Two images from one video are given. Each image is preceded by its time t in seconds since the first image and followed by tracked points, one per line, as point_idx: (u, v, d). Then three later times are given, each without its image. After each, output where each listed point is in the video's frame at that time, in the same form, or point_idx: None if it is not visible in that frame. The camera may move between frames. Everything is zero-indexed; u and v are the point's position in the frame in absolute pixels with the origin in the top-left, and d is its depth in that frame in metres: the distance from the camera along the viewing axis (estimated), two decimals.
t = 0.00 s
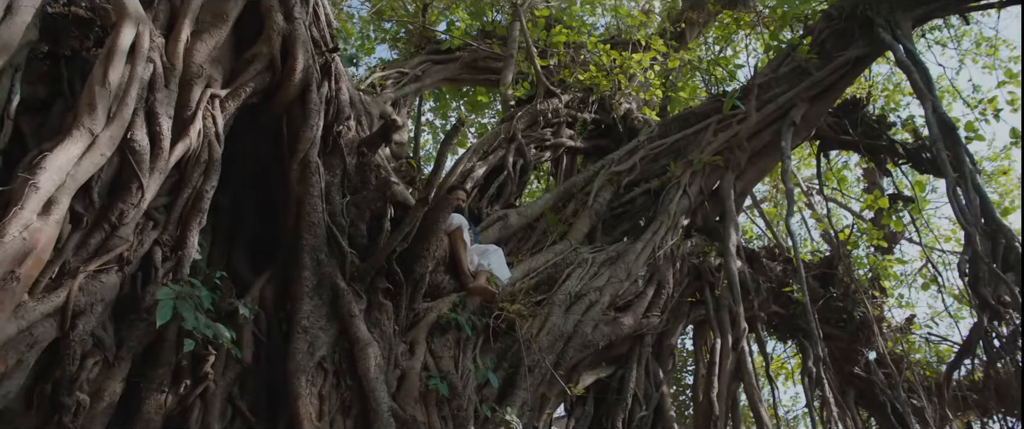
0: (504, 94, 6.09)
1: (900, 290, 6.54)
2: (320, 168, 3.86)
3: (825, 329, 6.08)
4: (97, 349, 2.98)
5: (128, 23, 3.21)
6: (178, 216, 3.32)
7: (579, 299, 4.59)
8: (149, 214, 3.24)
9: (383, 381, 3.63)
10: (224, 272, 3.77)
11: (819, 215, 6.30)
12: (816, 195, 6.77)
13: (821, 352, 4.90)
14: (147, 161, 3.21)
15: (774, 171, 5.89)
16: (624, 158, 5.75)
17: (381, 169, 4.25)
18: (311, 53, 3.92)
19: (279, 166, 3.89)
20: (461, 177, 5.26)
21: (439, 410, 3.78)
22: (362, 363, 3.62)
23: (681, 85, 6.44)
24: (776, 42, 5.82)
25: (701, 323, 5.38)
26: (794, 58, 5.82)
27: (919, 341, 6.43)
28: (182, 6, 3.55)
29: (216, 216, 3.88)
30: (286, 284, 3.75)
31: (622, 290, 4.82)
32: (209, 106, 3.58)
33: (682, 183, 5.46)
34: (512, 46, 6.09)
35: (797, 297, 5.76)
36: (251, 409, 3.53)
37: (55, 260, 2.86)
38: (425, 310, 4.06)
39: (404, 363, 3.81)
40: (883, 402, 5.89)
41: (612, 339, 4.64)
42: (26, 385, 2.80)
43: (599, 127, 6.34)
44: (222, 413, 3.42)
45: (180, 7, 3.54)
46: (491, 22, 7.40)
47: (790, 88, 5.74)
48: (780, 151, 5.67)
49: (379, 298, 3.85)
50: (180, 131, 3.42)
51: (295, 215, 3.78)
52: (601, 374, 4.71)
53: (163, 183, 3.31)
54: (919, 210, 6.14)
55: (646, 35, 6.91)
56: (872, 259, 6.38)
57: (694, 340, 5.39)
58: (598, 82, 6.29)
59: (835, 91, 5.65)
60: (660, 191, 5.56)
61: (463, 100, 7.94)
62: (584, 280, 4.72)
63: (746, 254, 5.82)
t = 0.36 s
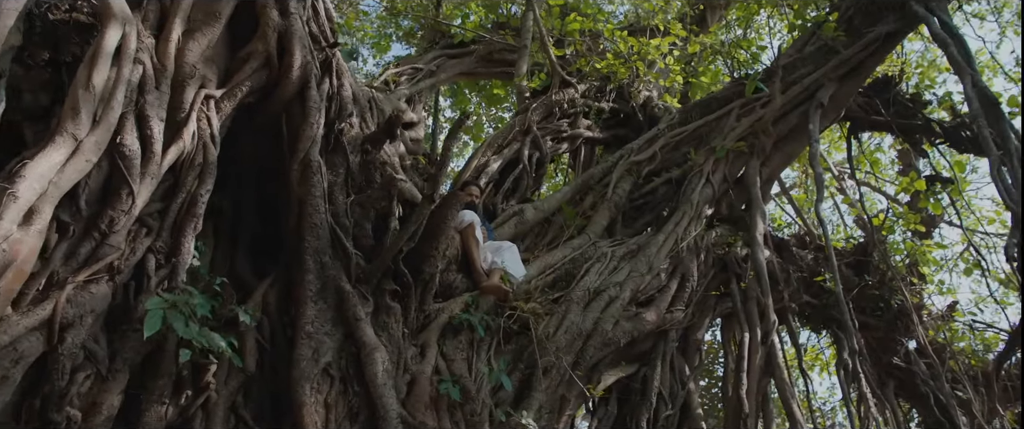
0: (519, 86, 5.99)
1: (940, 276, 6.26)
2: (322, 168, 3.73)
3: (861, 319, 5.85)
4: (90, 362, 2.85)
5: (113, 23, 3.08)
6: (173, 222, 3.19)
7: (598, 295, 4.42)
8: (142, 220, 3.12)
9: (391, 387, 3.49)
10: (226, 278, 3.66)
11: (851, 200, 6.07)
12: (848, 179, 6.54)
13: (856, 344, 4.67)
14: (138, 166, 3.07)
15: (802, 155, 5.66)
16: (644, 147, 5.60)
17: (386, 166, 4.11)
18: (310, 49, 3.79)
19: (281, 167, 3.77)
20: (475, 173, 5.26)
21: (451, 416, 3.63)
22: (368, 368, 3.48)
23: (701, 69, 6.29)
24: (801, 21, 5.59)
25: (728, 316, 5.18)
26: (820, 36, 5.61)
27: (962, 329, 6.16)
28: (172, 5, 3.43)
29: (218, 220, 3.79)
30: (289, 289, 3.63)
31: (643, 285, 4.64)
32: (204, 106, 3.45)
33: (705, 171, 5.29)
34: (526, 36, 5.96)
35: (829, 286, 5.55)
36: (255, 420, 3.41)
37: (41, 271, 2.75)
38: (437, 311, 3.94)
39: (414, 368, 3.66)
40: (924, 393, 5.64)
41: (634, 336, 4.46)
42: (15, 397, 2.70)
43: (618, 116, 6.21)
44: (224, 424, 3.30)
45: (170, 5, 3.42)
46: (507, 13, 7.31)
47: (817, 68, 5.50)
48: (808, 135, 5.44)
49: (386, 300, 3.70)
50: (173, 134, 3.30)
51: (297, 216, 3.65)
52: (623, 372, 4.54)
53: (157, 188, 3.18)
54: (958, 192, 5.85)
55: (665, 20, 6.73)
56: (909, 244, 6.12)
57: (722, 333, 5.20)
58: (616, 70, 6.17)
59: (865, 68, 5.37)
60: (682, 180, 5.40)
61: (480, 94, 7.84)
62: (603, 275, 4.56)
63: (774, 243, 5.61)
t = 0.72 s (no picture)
0: (525, 80, 5.85)
1: (969, 267, 6.02)
2: (315, 169, 3.59)
3: (886, 313, 5.64)
4: (67, 377, 2.73)
5: (89, 22, 2.95)
6: (156, 228, 3.06)
7: (608, 295, 4.25)
8: (123, 227, 2.99)
9: (389, 396, 3.34)
10: (217, 285, 3.53)
11: (873, 190, 5.85)
12: (870, 169, 6.31)
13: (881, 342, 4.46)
14: (117, 171, 2.94)
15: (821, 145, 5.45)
16: (655, 140, 5.47)
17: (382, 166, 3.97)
18: (301, 47, 3.66)
19: (272, 168, 3.64)
20: (481, 171, 5.12)
21: (453, 424, 3.48)
22: (365, 377, 3.34)
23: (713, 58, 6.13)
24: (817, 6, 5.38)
25: (746, 313, 4.99)
26: (838, 21, 5.39)
27: (993, 322, 5.92)
28: (154, 3, 3.29)
29: (210, 224, 3.66)
30: (282, 295, 3.49)
31: (655, 283, 4.47)
32: (189, 107, 3.31)
33: (719, 164, 5.12)
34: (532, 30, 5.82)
35: (852, 281, 5.35)
36: None
37: (13, 283, 2.63)
38: (439, 315, 3.80)
39: (414, 375, 3.52)
40: (954, 390, 5.42)
41: (646, 336, 4.29)
42: None
43: (628, 108, 6.05)
44: None
45: (151, 4, 3.29)
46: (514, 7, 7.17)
47: (835, 54, 5.29)
48: (825, 124, 5.24)
49: (383, 305, 3.56)
50: (157, 137, 3.17)
51: (289, 220, 3.52)
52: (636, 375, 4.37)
53: (139, 193, 3.05)
54: (987, 180, 5.60)
55: (676, 9, 6.55)
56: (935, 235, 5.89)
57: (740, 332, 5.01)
58: (626, 62, 6.02)
59: (886, 53, 5.15)
60: (695, 173, 5.23)
61: (489, 90, 7.72)
62: (612, 274, 4.39)
63: (793, 236, 5.41)
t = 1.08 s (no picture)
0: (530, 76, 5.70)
1: (997, 260, 5.77)
2: (306, 171, 3.44)
3: (910, 309, 5.42)
4: (37, 396, 2.59)
5: (59, 22, 2.82)
6: (135, 237, 2.92)
7: (617, 297, 4.07)
8: (100, 236, 2.85)
9: (384, 408, 3.19)
10: (206, 294, 3.40)
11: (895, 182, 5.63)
12: (891, 159, 6.09)
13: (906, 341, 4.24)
14: (93, 178, 2.79)
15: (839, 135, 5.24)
16: (665, 134, 5.29)
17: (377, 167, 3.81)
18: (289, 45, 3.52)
19: (261, 171, 3.49)
20: (485, 169, 4.96)
21: None
22: (359, 388, 3.19)
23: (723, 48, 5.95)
24: None
25: (763, 312, 4.80)
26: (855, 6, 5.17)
27: None
28: (131, 2, 3.15)
29: (198, 231, 3.54)
30: (272, 304, 3.34)
31: (667, 283, 4.28)
32: (170, 109, 3.17)
33: (732, 157, 4.94)
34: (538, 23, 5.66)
35: (874, 276, 5.13)
36: None
37: None
38: (439, 321, 3.64)
39: (411, 385, 3.36)
40: (985, 388, 5.19)
41: (658, 339, 4.10)
42: None
43: (638, 102, 5.89)
44: None
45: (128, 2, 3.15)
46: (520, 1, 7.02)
47: (853, 40, 5.07)
48: (844, 113, 5.03)
49: (379, 311, 3.40)
50: (136, 142, 3.02)
51: (278, 224, 3.37)
52: (648, 379, 4.19)
53: (118, 201, 2.91)
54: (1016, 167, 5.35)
55: None
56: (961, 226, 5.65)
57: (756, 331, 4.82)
58: (634, 54, 5.85)
59: (908, 38, 4.92)
60: (708, 167, 5.05)
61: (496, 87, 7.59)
62: (621, 274, 4.21)
63: (812, 231, 5.21)
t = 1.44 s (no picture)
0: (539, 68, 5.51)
1: None
2: (297, 173, 3.27)
3: (942, 303, 5.17)
4: (5, 421, 2.45)
5: (25, 23, 2.69)
6: (112, 249, 2.76)
7: (630, 298, 3.87)
8: (76, 249, 2.70)
9: (381, 423, 3.02)
10: (196, 305, 3.26)
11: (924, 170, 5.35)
12: (919, 145, 5.83)
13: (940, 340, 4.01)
14: (65, 187, 2.64)
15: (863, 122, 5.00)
16: (679, 125, 5.07)
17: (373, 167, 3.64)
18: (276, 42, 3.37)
19: (250, 175, 3.33)
20: (493, 166, 4.87)
21: None
22: (355, 402, 3.01)
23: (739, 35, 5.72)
24: None
25: (785, 310, 4.57)
26: None
27: None
28: (107, 1, 2.99)
29: (189, 240, 3.39)
30: (262, 314, 3.18)
31: (683, 281, 4.07)
32: (151, 112, 3.00)
33: (750, 148, 4.73)
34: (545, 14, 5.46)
35: (904, 270, 4.89)
36: None
37: None
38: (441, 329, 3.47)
39: (410, 398, 3.19)
40: None
41: (674, 342, 3.89)
42: None
43: (651, 93, 5.73)
44: None
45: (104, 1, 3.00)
46: None
47: (877, 21, 4.83)
48: (868, 98, 4.78)
49: (376, 320, 3.22)
50: (114, 147, 2.87)
51: (268, 231, 3.20)
52: (664, 384, 3.99)
53: (94, 210, 2.75)
54: None
55: None
56: (996, 215, 5.36)
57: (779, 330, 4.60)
58: (647, 44, 5.65)
59: (936, 17, 4.66)
60: (724, 160, 4.84)
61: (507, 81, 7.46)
62: (634, 274, 4.01)
63: (836, 223, 4.97)
